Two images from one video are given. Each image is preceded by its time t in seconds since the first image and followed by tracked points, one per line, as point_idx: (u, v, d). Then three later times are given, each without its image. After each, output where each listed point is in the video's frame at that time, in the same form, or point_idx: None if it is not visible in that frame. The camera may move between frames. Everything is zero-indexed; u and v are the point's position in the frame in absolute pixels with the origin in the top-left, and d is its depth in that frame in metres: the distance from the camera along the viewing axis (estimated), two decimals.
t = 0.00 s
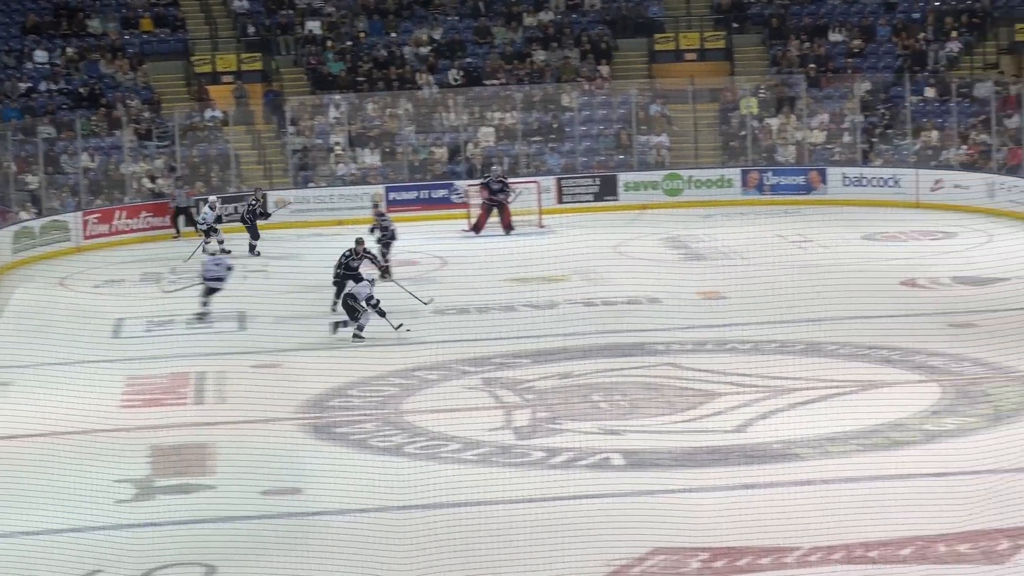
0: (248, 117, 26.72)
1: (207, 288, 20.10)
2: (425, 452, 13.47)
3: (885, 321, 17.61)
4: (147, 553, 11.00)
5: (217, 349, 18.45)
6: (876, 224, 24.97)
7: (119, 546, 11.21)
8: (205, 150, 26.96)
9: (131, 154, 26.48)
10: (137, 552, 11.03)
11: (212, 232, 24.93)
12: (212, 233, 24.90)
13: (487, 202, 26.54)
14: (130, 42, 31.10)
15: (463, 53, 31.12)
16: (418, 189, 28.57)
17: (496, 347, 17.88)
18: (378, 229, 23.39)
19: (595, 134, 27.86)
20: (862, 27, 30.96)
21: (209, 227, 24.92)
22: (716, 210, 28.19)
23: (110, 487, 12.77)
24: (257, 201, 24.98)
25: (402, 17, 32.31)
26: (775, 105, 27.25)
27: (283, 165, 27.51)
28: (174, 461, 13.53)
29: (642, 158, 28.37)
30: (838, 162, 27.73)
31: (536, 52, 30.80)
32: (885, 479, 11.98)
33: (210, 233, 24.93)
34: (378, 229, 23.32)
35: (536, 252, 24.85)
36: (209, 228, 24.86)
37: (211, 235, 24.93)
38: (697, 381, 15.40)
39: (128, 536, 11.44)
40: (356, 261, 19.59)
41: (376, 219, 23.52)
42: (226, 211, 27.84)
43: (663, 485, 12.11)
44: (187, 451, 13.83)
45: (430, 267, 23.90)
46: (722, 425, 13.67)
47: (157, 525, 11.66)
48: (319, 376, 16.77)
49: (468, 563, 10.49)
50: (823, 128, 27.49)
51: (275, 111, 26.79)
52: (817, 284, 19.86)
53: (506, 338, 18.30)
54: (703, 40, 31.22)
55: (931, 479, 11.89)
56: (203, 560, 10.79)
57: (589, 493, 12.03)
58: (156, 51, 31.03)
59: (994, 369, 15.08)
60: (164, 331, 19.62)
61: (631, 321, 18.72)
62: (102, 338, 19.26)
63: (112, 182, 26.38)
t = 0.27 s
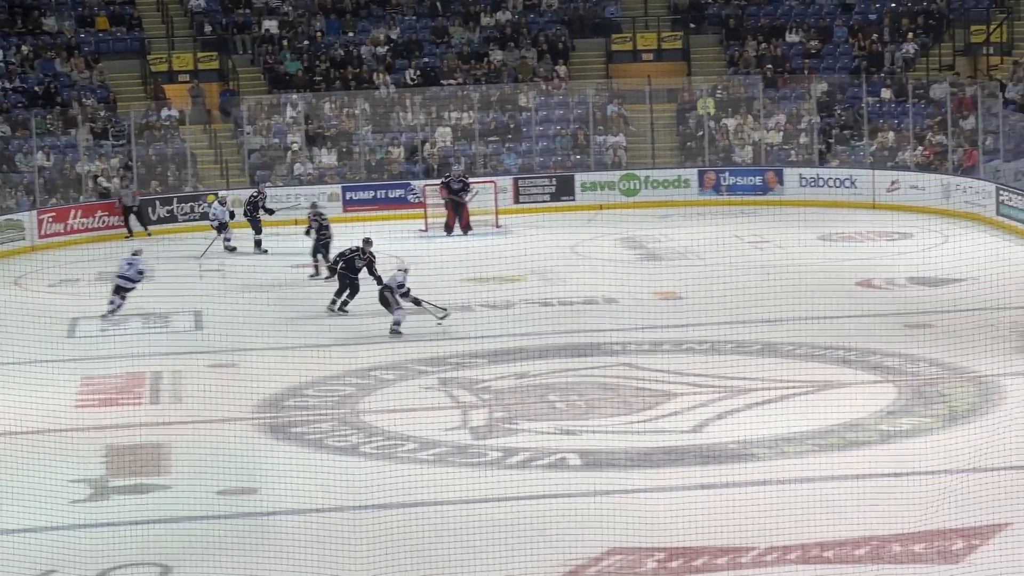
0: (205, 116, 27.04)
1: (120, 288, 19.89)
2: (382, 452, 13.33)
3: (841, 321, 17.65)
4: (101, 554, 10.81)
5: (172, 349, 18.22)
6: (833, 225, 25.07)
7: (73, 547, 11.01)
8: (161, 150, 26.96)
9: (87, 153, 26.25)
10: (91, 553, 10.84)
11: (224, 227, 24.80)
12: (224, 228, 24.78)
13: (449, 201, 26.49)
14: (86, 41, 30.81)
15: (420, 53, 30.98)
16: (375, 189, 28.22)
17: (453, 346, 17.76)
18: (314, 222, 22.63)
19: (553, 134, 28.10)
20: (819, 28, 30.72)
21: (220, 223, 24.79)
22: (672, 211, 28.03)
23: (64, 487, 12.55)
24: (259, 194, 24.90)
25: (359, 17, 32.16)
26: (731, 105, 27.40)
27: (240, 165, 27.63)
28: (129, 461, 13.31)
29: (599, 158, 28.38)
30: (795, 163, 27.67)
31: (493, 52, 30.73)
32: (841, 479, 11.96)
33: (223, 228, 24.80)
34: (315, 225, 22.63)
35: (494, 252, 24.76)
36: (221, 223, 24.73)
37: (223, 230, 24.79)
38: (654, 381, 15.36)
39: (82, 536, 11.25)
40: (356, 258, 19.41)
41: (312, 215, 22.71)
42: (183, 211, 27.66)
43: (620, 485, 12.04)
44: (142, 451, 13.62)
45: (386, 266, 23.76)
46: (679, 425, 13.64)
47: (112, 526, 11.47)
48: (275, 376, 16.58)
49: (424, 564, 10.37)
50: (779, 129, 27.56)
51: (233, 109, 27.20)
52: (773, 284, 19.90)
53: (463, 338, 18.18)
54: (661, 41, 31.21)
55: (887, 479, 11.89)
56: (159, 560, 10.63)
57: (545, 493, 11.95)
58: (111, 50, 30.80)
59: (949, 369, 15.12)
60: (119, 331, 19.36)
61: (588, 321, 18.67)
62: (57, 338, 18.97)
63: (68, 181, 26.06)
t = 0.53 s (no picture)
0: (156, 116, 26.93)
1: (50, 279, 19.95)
2: (333, 452, 13.18)
3: (792, 322, 17.71)
4: (49, 556, 10.60)
5: (121, 350, 17.97)
6: (784, 226, 25.21)
7: (20, 548, 10.79)
8: (111, 149, 26.66)
9: (37, 152, 25.98)
10: (39, 555, 10.62)
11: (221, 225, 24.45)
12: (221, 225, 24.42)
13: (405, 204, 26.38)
14: (36, 40, 30.45)
15: (372, 53, 30.80)
16: (327, 189, 28.12)
17: (405, 347, 17.63)
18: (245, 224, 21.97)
19: (505, 135, 27.98)
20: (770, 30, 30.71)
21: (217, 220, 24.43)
22: (625, 211, 28.12)
23: (12, 488, 12.31)
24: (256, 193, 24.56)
25: (312, 16, 31.94)
26: (684, 107, 27.41)
27: (191, 165, 27.39)
28: (78, 461, 13.08)
29: (551, 158, 28.39)
30: (747, 163, 27.81)
31: (445, 53, 30.62)
32: (792, 480, 11.94)
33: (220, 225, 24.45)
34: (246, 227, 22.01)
35: (445, 253, 24.64)
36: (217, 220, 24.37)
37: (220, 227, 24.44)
38: (607, 381, 15.33)
39: (30, 537, 11.02)
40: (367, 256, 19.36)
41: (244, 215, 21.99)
42: (132, 210, 27.34)
43: (571, 486, 11.97)
44: (92, 451, 13.39)
45: (337, 267, 23.57)
46: (630, 426, 13.59)
47: (60, 527, 11.25)
48: (227, 376, 16.37)
49: (374, 565, 10.23)
50: (731, 129, 27.51)
51: (184, 109, 26.90)
52: (725, 285, 19.93)
53: (415, 338, 18.05)
54: (612, 42, 31.25)
55: (837, 479, 11.87)
56: (108, 561, 10.43)
57: (496, 493, 11.86)
58: (61, 49, 30.45)
59: (899, 370, 15.19)
60: (68, 331, 19.08)
61: (539, 322, 18.60)
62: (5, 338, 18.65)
63: (17, 180, 25.90)
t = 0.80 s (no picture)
0: (108, 115, 26.57)
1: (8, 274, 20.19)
2: (285, 452, 13.02)
3: (744, 322, 17.76)
4: None
5: (71, 350, 17.69)
6: (739, 226, 25.24)
7: None
8: (62, 148, 26.36)
9: None
10: None
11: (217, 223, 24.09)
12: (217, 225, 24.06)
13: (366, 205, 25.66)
14: None
15: (324, 53, 30.62)
16: (279, 189, 27.91)
17: (357, 346, 17.48)
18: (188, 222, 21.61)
19: (457, 134, 28.01)
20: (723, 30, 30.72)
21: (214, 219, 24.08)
22: (579, 210, 28.01)
23: None
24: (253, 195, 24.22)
25: (264, 15, 31.72)
26: (635, 107, 27.51)
27: (142, 164, 27.11)
28: (27, 462, 12.84)
29: (503, 159, 28.33)
30: (699, 164, 27.78)
31: (398, 53, 30.49)
32: (743, 480, 11.88)
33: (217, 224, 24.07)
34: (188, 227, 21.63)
35: (398, 252, 24.50)
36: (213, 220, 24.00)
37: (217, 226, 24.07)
38: (560, 381, 15.27)
39: None
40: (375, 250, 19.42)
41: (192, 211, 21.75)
42: (83, 210, 26.79)
43: (523, 487, 11.88)
44: (40, 451, 13.14)
45: (289, 266, 23.37)
46: (582, 426, 13.53)
47: (8, 527, 11.03)
48: (178, 376, 16.14)
49: (324, 566, 10.08)
50: (684, 130, 27.60)
51: (135, 108, 26.60)
52: (677, 285, 19.95)
53: (367, 338, 17.90)
54: (565, 42, 31.22)
55: (787, 479, 11.82)
56: (56, 562, 10.23)
57: (448, 493, 11.75)
58: (13, 48, 30.16)
59: (850, 371, 15.24)
60: (17, 331, 18.79)
61: (492, 322, 18.50)
62: None
63: None
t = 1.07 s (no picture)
0: (64, 113, 26.28)
1: None
2: (243, 452, 12.88)
3: (703, 322, 17.78)
4: None
5: (26, 349, 17.45)
6: (696, 227, 25.31)
7: None
8: (18, 147, 26.11)
9: None
10: None
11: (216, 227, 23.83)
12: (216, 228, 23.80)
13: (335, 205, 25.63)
14: None
15: (283, 53, 30.45)
16: (238, 189, 27.67)
17: (314, 346, 17.33)
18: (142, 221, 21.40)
19: (415, 134, 27.82)
20: (682, 30, 30.73)
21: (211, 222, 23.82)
22: (534, 210, 28.02)
23: None
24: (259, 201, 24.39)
25: (222, 15, 31.55)
26: (595, 107, 27.45)
27: (99, 162, 26.88)
28: None
29: (461, 159, 28.24)
30: (658, 164, 27.78)
31: (356, 52, 30.35)
32: (701, 480, 11.84)
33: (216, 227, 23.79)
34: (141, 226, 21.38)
35: (355, 252, 24.37)
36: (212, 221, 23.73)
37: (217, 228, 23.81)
38: (518, 381, 15.21)
39: None
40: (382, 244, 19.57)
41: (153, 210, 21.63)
42: (40, 208, 26.45)
43: (480, 486, 11.81)
44: None
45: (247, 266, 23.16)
46: (540, 426, 13.47)
47: None
48: (135, 375, 15.94)
49: (280, 566, 9.97)
50: (642, 130, 27.59)
51: (92, 107, 26.44)
52: (636, 286, 19.94)
53: (324, 338, 17.75)
54: (524, 42, 31.17)
55: (745, 479, 11.79)
56: (11, 564, 10.08)
57: (405, 493, 11.65)
58: None
59: (808, 371, 15.28)
60: None
61: (450, 322, 18.41)
62: None
63: None
